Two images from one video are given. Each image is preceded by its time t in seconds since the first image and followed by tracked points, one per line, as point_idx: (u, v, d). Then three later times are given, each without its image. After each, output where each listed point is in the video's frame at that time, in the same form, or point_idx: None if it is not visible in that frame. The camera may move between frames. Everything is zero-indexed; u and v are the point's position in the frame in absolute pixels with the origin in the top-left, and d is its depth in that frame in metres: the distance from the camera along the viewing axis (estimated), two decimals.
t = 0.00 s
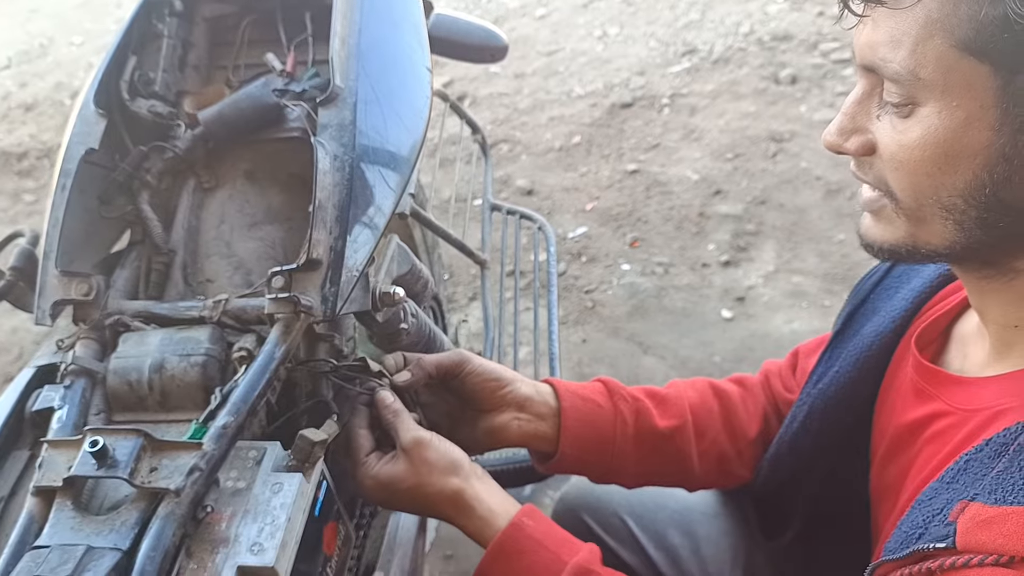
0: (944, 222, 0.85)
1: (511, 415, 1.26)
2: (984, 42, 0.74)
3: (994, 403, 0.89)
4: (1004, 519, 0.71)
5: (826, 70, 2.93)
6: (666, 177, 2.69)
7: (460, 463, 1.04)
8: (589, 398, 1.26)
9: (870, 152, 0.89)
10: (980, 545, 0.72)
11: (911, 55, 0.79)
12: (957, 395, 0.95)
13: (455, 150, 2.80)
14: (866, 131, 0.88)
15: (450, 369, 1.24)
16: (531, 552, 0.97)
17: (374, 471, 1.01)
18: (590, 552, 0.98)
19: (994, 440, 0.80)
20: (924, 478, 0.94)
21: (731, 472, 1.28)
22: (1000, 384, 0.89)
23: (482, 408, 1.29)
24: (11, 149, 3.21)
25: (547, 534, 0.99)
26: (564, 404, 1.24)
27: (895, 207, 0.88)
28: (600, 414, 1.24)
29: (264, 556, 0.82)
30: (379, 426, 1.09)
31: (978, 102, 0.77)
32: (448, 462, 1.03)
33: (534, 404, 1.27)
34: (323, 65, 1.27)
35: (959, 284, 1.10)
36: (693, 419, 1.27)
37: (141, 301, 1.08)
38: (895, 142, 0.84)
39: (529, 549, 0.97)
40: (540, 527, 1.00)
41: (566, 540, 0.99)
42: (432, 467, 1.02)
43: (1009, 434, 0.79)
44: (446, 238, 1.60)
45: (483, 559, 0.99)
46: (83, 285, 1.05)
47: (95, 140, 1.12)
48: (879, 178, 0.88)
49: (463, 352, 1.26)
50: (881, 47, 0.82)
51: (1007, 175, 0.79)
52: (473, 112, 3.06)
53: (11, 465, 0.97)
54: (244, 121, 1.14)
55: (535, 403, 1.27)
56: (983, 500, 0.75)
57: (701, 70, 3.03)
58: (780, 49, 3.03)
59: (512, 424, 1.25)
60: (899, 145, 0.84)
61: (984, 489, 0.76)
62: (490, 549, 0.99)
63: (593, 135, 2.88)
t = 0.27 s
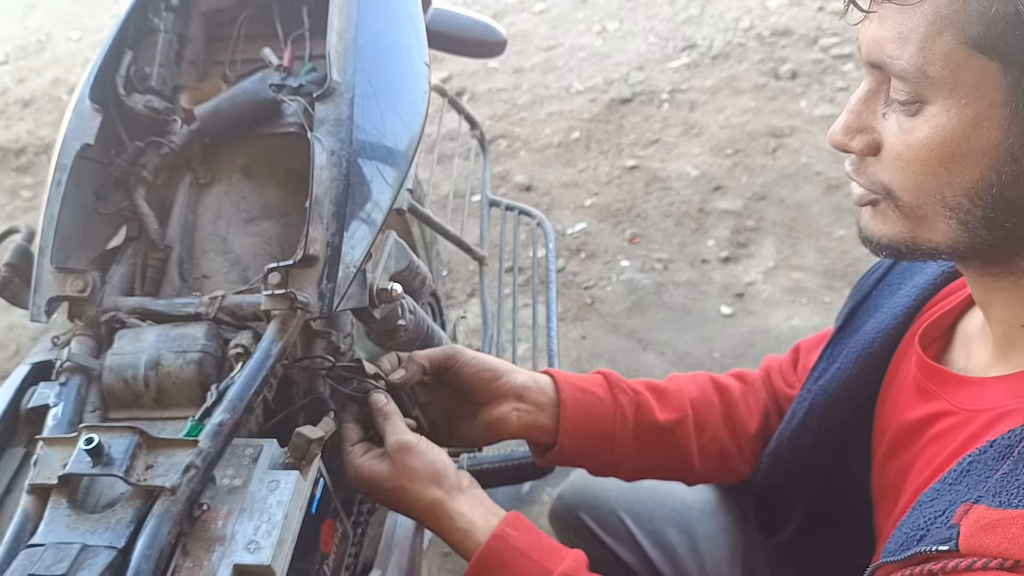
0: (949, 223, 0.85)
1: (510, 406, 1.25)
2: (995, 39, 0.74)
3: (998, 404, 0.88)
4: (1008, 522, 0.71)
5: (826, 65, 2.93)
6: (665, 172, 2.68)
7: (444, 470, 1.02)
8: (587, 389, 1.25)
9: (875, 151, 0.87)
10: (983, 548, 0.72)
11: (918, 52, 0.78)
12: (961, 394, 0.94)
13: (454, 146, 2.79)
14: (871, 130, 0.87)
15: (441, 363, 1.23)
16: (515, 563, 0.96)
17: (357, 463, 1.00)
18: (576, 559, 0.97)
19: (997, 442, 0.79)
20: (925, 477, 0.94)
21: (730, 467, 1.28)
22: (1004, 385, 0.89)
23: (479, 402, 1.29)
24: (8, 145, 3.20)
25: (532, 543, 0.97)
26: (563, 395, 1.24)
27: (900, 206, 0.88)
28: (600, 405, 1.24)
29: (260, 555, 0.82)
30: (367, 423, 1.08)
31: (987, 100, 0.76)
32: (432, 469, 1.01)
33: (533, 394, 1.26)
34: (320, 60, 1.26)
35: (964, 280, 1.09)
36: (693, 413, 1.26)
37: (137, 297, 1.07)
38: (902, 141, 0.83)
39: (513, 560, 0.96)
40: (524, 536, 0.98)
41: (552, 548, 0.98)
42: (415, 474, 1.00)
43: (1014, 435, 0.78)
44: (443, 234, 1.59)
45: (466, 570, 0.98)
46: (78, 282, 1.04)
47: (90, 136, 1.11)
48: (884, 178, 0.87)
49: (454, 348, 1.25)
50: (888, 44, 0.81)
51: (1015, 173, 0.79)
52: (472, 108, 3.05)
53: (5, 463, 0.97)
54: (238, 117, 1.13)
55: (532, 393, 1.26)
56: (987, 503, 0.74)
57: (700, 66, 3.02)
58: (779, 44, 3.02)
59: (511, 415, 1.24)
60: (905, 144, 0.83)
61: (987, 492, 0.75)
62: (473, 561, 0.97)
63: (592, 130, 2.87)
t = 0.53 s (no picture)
0: (960, 222, 0.84)
1: (517, 398, 1.26)
2: (1011, 38, 0.73)
3: (1006, 406, 0.88)
4: (1013, 525, 0.70)
5: (826, 61, 2.92)
6: (666, 169, 2.67)
7: (430, 470, 1.00)
8: (592, 380, 1.25)
9: (887, 146, 0.87)
10: (986, 550, 0.71)
11: (933, 48, 0.78)
12: (969, 395, 0.93)
13: (454, 143, 2.78)
14: (883, 125, 0.87)
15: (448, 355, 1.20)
16: (502, 563, 0.95)
17: (346, 455, 0.99)
18: (564, 556, 0.97)
19: (1004, 444, 0.78)
20: (932, 478, 0.93)
21: (734, 463, 1.28)
22: (1013, 386, 0.88)
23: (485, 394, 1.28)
24: (6, 142, 3.19)
25: (521, 544, 0.97)
26: (568, 386, 1.23)
27: (910, 204, 0.87)
28: (603, 398, 1.24)
29: (260, 555, 0.81)
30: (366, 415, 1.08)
31: (1002, 99, 0.75)
32: (418, 470, 0.99)
33: (539, 382, 1.27)
34: (319, 57, 1.25)
35: (968, 283, 1.09)
36: (697, 408, 1.26)
37: (136, 296, 1.07)
38: (913, 138, 0.83)
39: (502, 560, 0.95)
40: (512, 536, 0.97)
41: (541, 547, 0.97)
42: (401, 474, 0.98)
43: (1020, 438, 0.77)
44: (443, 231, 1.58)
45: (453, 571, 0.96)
46: (76, 280, 1.04)
47: (88, 134, 1.09)
48: (895, 173, 0.87)
49: (462, 338, 1.23)
50: (902, 39, 0.81)
51: None
52: (471, 104, 3.04)
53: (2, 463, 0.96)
54: (235, 115, 1.13)
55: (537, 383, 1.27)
56: (991, 506, 0.73)
57: (700, 62, 3.01)
58: (780, 40, 3.01)
59: (518, 406, 1.25)
60: (917, 141, 0.82)
61: (992, 494, 0.74)
62: (459, 563, 0.96)
63: (592, 127, 2.87)
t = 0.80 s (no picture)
0: (973, 220, 0.84)
1: (518, 408, 1.27)
2: None
3: (1015, 401, 0.88)
4: None
5: (828, 57, 2.91)
6: (667, 165, 2.67)
7: (440, 465, 1.00)
8: (598, 383, 1.25)
9: (900, 143, 0.88)
10: (996, 544, 0.71)
11: (949, 45, 0.78)
12: (978, 389, 0.94)
13: (455, 139, 2.78)
14: (896, 122, 0.87)
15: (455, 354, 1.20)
16: (512, 555, 0.95)
17: (357, 454, 1.00)
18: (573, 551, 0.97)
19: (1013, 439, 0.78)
20: (940, 472, 0.93)
21: (739, 460, 1.28)
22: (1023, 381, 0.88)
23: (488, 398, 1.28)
24: (7, 138, 3.19)
25: (529, 537, 0.97)
26: (575, 390, 1.23)
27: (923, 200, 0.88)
28: (610, 401, 1.23)
29: (265, 550, 0.81)
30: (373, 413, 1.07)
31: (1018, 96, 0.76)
32: (428, 466, 0.99)
33: (542, 393, 1.26)
34: (322, 52, 1.25)
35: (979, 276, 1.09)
36: (703, 407, 1.26)
37: (140, 292, 1.07)
38: (927, 135, 0.83)
39: (510, 553, 0.95)
40: (521, 529, 0.97)
41: (549, 540, 0.97)
42: (411, 470, 0.98)
43: None
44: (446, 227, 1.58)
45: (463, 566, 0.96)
46: (80, 276, 1.05)
47: (92, 130, 1.10)
48: (908, 170, 0.87)
49: (475, 341, 1.23)
50: (916, 36, 0.81)
51: None
52: (472, 100, 3.04)
53: (8, 458, 0.96)
54: (242, 110, 1.13)
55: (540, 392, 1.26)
56: (1001, 499, 0.73)
57: (701, 58, 3.01)
58: (781, 36, 3.01)
59: (519, 417, 1.27)
60: (931, 138, 0.82)
61: (1002, 488, 0.74)
62: (469, 558, 0.96)
63: (593, 123, 2.87)
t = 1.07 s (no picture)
0: (978, 212, 0.85)
1: (514, 392, 1.27)
2: None
3: (1018, 393, 0.88)
4: None
5: (828, 52, 2.91)
6: (667, 161, 2.67)
7: (444, 457, 1.02)
8: (594, 368, 1.25)
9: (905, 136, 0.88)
10: (1000, 535, 0.72)
11: (956, 39, 0.78)
12: (982, 381, 0.94)
13: (455, 134, 2.78)
14: (901, 115, 0.87)
15: (451, 339, 1.21)
16: (515, 546, 0.95)
17: (361, 446, 1.00)
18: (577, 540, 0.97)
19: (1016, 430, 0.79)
20: (942, 463, 0.94)
21: (736, 446, 1.29)
22: None
23: (485, 385, 1.29)
24: (8, 134, 3.19)
25: (533, 527, 0.97)
26: (569, 376, 1.24)
27: (928, 192, 0.88)
28: (606, 387, 1.24)
29: (269, 540, 0.82)
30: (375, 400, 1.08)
31: None
32: (431, 458, 1.00)
33: (539, 376, 1.27)
34: (324, 47, 1.26)
35: (983, 267, 1.09)
36: (700, 394, 1.26)
37: (144, 284, 1.07)
38: (933, 128, 0.83)
39: (514, 543, 0.95)
40: (525, 519, 0.97)
41: (553, 530, 0.98)
42: (415, 462, 0.99)
43: None
44: (447, 221, 1.58)
45: (467, 556, 0.97)
46: (84, 268, 1.04)
47: (95, 123, 1.10)
48: (913, 162, 0.88)
49: (467, 325, 1.23)
50: (923, 30, 0.81)
51: None
52: (473, 96, 3.04)
53: (13, 450, 0.97)
54: (244, 104, 1.13)
55: (536, 376, 1.26)
56: (1005, 490, 0.74)
57: (702, 54, 3.01)
58: (781, 31, 3.01)
59: (516, 401, 1.26)
60: (937, 131, 0.83)
61: (1006, 478, 0.75)
62: (473, 548, 0.97)
63: (593, 118, 2.87)
